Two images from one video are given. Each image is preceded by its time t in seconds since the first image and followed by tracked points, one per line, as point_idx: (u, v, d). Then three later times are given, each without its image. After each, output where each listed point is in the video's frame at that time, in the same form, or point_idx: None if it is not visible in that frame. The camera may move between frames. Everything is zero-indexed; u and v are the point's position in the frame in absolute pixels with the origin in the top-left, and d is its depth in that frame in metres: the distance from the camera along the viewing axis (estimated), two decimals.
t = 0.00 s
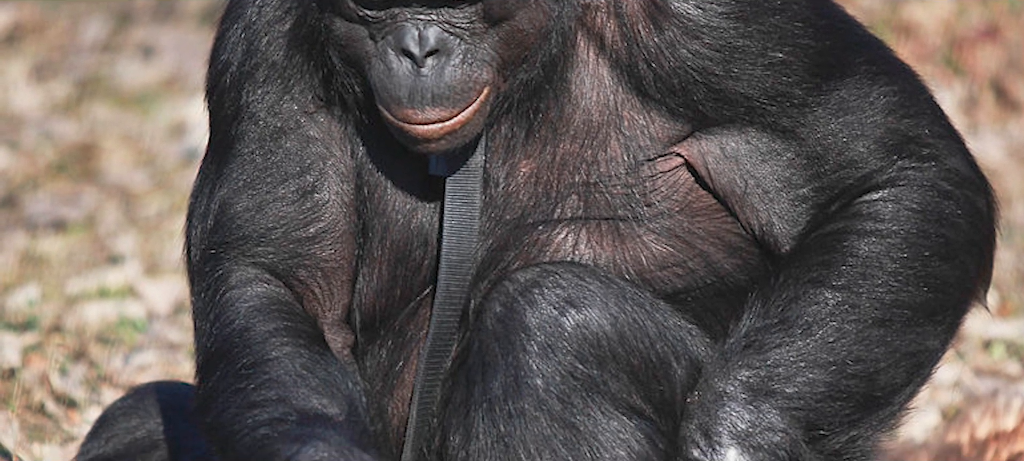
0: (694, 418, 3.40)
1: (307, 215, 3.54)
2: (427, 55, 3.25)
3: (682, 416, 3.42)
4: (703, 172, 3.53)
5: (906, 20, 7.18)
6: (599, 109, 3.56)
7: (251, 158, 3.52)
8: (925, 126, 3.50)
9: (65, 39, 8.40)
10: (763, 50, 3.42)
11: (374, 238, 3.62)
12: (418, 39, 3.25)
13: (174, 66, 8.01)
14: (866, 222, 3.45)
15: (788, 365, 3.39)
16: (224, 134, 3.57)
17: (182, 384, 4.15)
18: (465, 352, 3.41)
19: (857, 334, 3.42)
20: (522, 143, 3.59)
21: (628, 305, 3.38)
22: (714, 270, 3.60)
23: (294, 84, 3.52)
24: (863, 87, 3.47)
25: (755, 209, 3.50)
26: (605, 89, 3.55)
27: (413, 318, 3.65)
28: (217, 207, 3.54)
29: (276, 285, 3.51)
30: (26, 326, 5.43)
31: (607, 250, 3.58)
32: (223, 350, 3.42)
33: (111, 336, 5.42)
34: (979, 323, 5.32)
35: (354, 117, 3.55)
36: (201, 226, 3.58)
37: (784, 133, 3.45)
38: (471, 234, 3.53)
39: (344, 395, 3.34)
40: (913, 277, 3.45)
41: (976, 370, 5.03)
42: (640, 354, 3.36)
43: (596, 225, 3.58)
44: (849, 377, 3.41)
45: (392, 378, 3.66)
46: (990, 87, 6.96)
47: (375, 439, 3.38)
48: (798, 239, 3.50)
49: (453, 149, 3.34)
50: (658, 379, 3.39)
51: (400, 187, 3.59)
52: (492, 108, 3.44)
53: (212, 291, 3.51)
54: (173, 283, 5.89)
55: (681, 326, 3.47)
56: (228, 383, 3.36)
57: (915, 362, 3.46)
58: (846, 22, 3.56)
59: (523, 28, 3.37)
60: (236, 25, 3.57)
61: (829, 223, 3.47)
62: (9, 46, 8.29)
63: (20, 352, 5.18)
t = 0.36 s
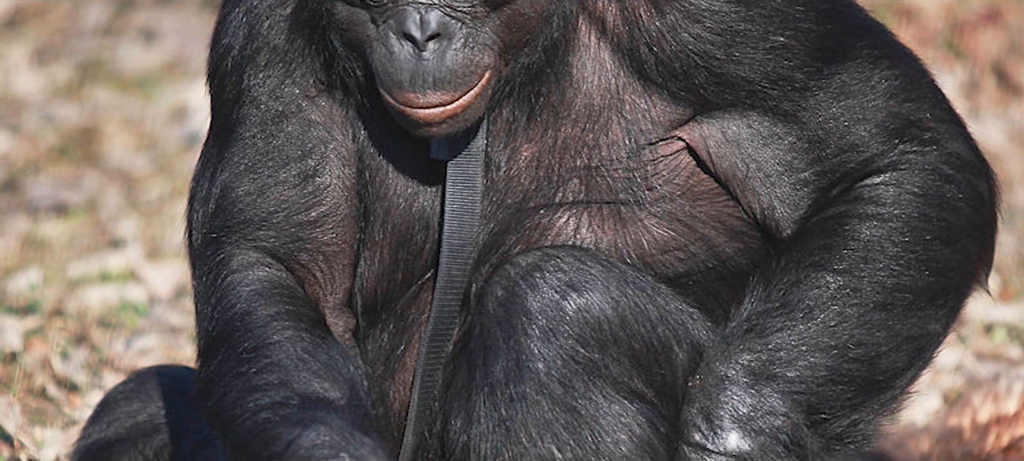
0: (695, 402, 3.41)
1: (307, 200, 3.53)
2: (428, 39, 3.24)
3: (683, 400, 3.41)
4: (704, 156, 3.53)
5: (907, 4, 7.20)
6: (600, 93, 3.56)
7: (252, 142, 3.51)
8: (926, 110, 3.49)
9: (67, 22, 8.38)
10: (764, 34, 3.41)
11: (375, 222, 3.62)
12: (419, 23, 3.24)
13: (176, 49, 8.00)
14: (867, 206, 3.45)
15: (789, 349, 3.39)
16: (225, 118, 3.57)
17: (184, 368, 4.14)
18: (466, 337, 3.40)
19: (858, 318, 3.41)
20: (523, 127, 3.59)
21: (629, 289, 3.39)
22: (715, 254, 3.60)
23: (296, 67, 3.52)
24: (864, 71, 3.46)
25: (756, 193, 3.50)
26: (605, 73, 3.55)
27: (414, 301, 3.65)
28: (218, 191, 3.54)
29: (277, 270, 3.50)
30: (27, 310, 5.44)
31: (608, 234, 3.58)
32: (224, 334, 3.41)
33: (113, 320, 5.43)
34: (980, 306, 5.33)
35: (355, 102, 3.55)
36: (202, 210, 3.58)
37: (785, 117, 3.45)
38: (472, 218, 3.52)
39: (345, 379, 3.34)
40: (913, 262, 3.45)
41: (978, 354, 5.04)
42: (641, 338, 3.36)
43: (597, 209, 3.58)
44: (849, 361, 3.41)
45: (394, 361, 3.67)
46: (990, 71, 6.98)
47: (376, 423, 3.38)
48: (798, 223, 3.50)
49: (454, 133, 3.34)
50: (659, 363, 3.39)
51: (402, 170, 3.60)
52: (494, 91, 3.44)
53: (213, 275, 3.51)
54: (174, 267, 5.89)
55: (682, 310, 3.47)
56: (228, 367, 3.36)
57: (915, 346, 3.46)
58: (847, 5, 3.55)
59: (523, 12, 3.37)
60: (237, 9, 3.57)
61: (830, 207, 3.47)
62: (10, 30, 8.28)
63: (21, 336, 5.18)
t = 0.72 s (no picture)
0: (696, 386, 3.40)
1: (309, 184, 3.53)
2: (430, 23, 3.23)
3: (685, 384, 3.41)
4: (705, 140, 3.53)
5: None
6: (602, 77, 3.55)
7: (253, 125, 3.50)
8: (928, 94, 3.50)
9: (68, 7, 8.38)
10: (766, 18, 3.41)
11: (376, 206, 3.63)
12: (421, 7, 3.23)
13: (177, 35, 8.03)
14: (869, 190, 3.45)
15: (790, 334, 3.39)
16: (226, 101, 3.56)
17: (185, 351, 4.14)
18: (466, 321, 3.42)
19: (859, 301, 3.41)
20: (524, 111, 3.59)
21: (631, 273, 3.38)
22: (717, 238, 3.60)
23: (297, 51, 3.51)
24: (865, 55, 3.46)
25: (758, 177, 3.50)
26: (607, 57, 3.54)
27: (416, 285, 3.65)
28: (220, 175, 3.54)
29: (279, 254, 3.50)
30: (29, 294, 5.44)
31: (609, 218, 3.58)
32: (226, 318, 3.41)
33: (114, 303, 5.43)
34: (981, 289, 5.34)
35: (356, 86, 3.56)
36: (204, 194, 3.58)
37: (787, 102, 3.45)
38: (474, 202, 3.52)
39: (346, 362, 3.34)
40: (915, 246, 3.45)
41: (980, 338, 5.05)
42: (642, 322, 3.36)
43: (599, 193, 3.57)
44: (851, 345, 3.41)
45: (396, 345, 3.67)
46: (992, 55, 6.99)
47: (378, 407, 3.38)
48: (800, 207, 3.50)
49: (456, 118, 3.33)
50: (661, 347, 3.39)
51: (404, 154, 3.60)
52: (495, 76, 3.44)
53: (215, 259, 3.51)
54: (176, 251, 5.89)
55: (683, 294, 3.47)
56: (230, 352, 3.36)
57: (917, 330, 3.46)
58: None
59: None
60: None
61: (832, 191, 3.47)
62: (12, 13, 8.28)
63: (23, 320, 5.19)
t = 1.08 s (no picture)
0: (698, 370, 3.40)
1: (311, 167, 3.52)
2: (431, 7, 3.23)
3: (686, 368, 3.40)
4: (707, 124, 3.53)
5: None
6: (603, 61, 3.55)
7: (255, 109, 3.50)
8: (929, 78, 3.50)
9: None
10: (767, 2, 3.41)
11: (378, 190, 3.62)
12: None
13: (179, 17, 7.99)
14: (870, 174, 3.44)
15: (792, 317, 3.39)
16: (228, 85, 3.57)
17: (186, 335, 4.14)
18: (470, 303, 3.39)
19: (861, 285, 3.41)
20: (526, 95, 3.58)
21: (632, 257, 3.37)
22: (719, 222, 3.60)
23: (299, 35, 3.51)
24: (867, 39, 3.46)
25: (759, 161, 3.50)
26: (608, 41, 3.54)
27: (417, 269, 3.66)
28: (220, 159, 3.54)
29: (280, 238, 3.50)
30: (30, 278, 5.45)
31: (611, 202, 3.57)
32: (227, 302, 3.42)
33: (116, 287, 5.44)
34: (983, 274, 5.36)
35: (358, 69, 3.55)
36: (206, 178, 3.59)
37: (788, 85, 3.44)
38: (475, 186, 3.52)
39: (348, 346, 3.34)
40: (917, 229, 3.45)
41: (981, 323, 5.07)
42: (643, 305, 3.35)
43: (600, 177, 3.57)
44: (853, 329, 3.41)
45: (397, 329, 3.68)
46: (994, 39, 7.13)
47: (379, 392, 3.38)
48: (802, 191, 3.50)
49: (457, 101, 3.33)
50: (662, 331, 3.38)
51: (405, 138, 3.60)
52: (496, 60, 3.44)
53: (217, 243, 3.50)
54: (177, 235, 5.89)
55: (684, 278, 3.46)
56: (232, 335, 3.36)
57: (919, 313, 3.47)
58: None
59: None
60: None
61: (833, 175, 3.47)
62: None
63: (24, 304, 5.21)
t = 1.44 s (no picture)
0: (699, 354, 3.40)
1: (312, 151, 3.52)
2: None
3: (687, 352, 3.40)
4: (708, 108, 3.51)
5: None
6: (605, 45, 3.55)
7: (256, 93, 3.50)
8: (931, 62, 3.49)
9: None
10: None
11: (380, 174, 3.62)
12: None
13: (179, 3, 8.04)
14: (872, 158, 3.44)
15: (793, 301, 3.39)
16: (230, 69, 3.56)
17: (188, 319, 4.15)
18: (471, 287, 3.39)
19: (863, 269, 3.41)
20: (528, 79, 3.57)
21: (634, 241, 3.36)
22: (720, 206, 3.60)
23: (300, 19, 3.51)
24: (869, 22, 3.45)
25: (761, 145, 3.50)
26: (610, 25, 3.54)
27: (419, 253, 3.66)
28: (223, 142, 3.54)
29: (282, 222, 3.50)
30: (32, 261, 5.46)
31: (613, 186, 3.57)
32: (229, 286, 3.41)
33: (118, 271, 5.44)
34: (984, 257, 5.42)
35: (360, 54, 3.54)
36: (208, 162, 3.59)
37: (790, 69, 3.44)
38: (477, 170, 3.52)
39: (349, 330, 3.33)
40: (918, 213, 3.45)
41: (982, 306, 5.10)
42: (645, 289, 3.34)
43: (602, 161, 3.57)
44: (854, 312, 3.41)
45: (399, 313, 3.69)
46: (995, 22, 7.19)
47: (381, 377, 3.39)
48: (803, 175, 3.50)
49: (459, 85, 3.33)
50: (664, 315, 3.37)
51: (406, 122, 3.59)
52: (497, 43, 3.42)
53: (218, 227, 3.50)
54: (179, 219, 5.90)
55: (686, 262, 3.45)
56: (233, 319, 3.36)
57: (920, 297, 3.47)
58: None
59: None
60: None
61: (835, 158, 3.47)
62: None
63: (26, 287, 5.21)
